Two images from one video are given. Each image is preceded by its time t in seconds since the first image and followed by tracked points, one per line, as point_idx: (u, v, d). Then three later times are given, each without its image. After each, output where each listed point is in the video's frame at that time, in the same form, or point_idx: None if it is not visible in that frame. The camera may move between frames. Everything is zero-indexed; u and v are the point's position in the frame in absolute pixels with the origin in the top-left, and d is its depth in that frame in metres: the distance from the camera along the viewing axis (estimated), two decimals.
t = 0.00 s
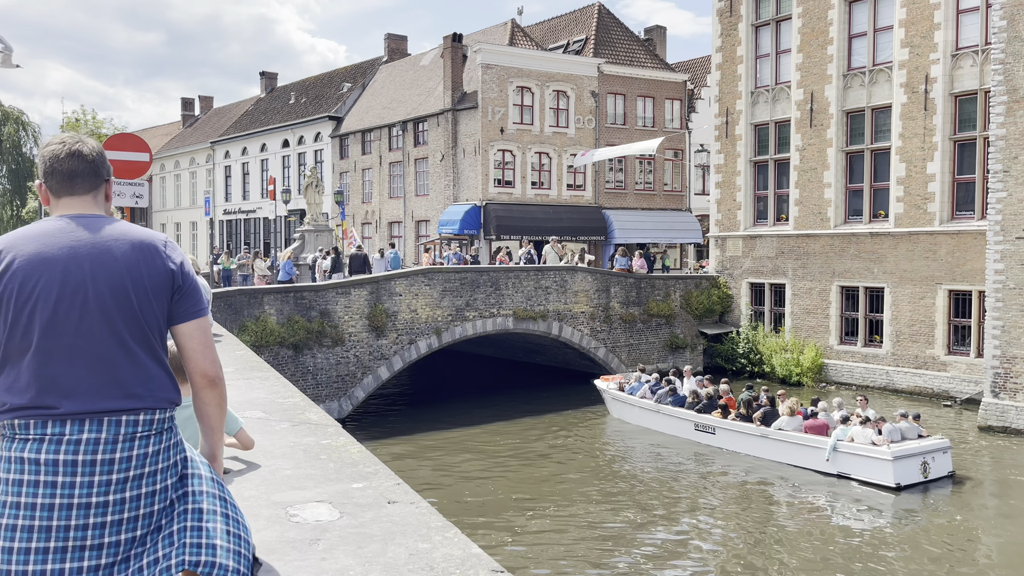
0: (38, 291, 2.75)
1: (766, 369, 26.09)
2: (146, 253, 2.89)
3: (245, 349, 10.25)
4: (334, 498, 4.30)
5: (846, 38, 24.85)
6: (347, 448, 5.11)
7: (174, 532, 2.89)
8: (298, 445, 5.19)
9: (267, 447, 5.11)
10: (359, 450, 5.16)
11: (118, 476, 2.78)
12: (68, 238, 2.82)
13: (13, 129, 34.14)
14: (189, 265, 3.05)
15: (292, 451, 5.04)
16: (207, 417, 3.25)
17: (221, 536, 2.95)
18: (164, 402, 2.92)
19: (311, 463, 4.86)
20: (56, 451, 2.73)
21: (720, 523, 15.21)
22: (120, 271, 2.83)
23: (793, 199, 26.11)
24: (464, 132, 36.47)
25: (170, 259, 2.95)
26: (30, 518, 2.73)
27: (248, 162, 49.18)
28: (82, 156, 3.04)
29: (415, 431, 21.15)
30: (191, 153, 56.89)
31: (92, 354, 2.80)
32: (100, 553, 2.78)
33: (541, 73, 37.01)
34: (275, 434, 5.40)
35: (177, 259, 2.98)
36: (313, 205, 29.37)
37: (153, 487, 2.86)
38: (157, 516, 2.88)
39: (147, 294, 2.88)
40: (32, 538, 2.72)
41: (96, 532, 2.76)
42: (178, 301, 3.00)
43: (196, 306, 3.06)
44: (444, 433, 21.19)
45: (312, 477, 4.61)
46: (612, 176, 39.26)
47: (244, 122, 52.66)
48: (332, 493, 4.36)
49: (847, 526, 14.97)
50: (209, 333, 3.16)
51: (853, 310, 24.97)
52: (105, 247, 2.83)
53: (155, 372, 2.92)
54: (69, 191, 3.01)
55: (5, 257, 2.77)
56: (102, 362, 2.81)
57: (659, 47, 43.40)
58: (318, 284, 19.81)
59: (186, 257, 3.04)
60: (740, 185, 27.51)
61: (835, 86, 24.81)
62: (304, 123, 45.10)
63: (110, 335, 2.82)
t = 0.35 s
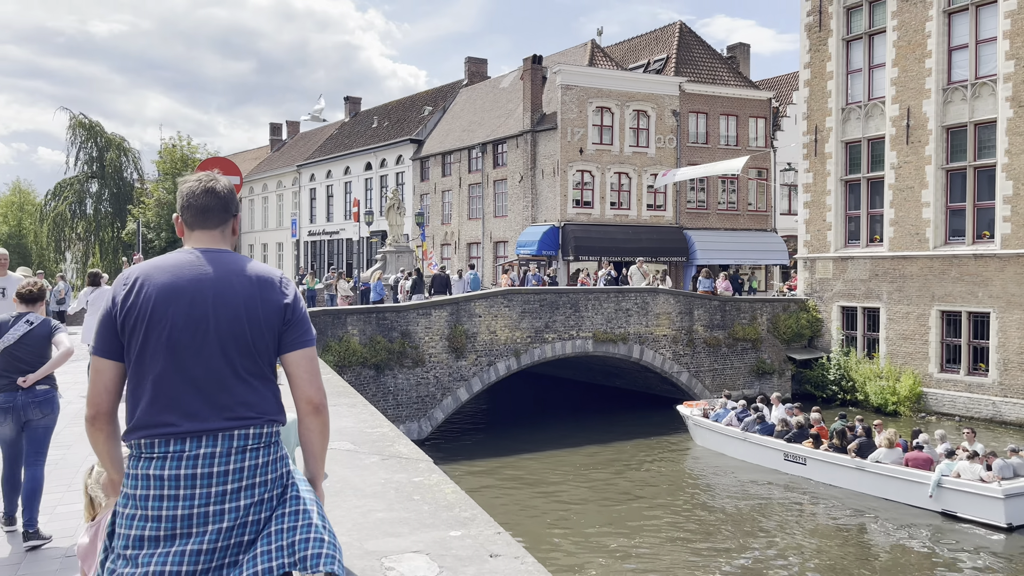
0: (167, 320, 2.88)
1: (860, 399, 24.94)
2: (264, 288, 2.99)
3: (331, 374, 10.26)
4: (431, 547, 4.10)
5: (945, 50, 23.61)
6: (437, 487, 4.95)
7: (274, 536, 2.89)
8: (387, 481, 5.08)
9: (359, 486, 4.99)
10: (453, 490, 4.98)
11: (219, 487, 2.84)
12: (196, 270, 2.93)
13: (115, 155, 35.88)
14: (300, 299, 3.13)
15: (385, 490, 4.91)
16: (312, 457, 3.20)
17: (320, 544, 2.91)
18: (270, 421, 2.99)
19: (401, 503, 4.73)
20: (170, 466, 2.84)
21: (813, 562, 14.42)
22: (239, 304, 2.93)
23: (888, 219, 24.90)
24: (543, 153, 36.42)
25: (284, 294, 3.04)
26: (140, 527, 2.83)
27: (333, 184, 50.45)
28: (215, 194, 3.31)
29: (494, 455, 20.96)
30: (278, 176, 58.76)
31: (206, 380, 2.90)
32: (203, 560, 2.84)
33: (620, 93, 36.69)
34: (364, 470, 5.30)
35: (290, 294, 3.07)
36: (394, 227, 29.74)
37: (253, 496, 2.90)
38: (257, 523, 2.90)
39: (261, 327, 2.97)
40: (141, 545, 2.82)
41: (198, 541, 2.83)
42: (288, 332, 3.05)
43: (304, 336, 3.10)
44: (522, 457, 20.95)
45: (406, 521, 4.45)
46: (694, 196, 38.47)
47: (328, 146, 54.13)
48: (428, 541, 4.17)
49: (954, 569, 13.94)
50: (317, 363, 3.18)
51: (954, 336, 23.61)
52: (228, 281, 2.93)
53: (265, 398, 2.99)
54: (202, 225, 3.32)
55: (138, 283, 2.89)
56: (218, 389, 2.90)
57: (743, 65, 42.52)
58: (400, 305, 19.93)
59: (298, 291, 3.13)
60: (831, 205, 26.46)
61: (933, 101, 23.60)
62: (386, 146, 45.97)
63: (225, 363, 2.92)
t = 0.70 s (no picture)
0: (284, 320, 2.86)
1: (963, 418, 23.35)
2: (376, 291, 2.95)
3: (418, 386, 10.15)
4: None
5: None
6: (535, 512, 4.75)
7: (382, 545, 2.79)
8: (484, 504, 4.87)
9: (465, 513, 4.75)
10: (564, 520, 4.69)
11: (328, 480, 2.77)
12: (313, 273, 2.92)
13: (207, 172, 37.24)
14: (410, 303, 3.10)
15: (492, 518, 4.66)
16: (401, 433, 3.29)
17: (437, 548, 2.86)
18: (376, 424, 2.91)
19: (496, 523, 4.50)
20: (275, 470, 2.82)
21: None
22: (351, 307, 2.88)
23: (994, 228, 23.33)
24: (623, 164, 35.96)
25: (393, 299, 3.00)
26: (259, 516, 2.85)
27: (413, 198, 51.16)
28: (326, 202, 3.39)
29: (577, 471, 20.58)
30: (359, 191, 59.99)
31: (316, 378, 2.85)
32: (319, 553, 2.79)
33: (703, 101, 35.93)
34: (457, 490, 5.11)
35: (400, 298, 3.03)
36: (473, 239, 29.75)
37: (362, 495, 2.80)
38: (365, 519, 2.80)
39: (373, 329, 2.93)
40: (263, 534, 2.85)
41: (317, 533, 2.78)
42: (399, 339, 3.03)
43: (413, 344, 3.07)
44: (605, 474, 20.49)
45: (519, 554, 4.17)
46: (780, 206, 37.31)
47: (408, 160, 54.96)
48: None
49: None
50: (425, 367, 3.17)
51: None
52: (341, 283, 2.90)
53: (374, 400, 2.94)
54: (317, 233, 3.37)
55: (261, 284, 2.93)
56: (328, 387, 2.85)
57: (831, 70, 41.13)
58: (481, 317, 19.82)
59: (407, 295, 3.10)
60: (929, 214, 25.12)
61: None
62: (465, 160, 46.33)
63: (334, 362, 2.87)
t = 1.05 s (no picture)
0: (363, 334, 3.01)
1: None
2: (445, 300, 3.10)
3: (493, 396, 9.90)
4: None
5: None
6: (638, 524, 4.19)
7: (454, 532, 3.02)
8: (578, 510, 4.41)
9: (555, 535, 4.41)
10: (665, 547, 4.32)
11: (412, 484, 2.99)
12: (387, 287, 3.05)
13: (279, 181, 38.03)
14: (474, 306, 3.24)
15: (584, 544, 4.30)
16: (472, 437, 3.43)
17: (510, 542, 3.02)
18: (452, 431, 3.09)
19: (596, 532, 4.03)
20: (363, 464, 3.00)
21: None
22: (426, 319, 3.04)
23: None
24: (692, 166, 35.22)
25: (461, 306, 3.15)
26: (341, 517, 3.01)
27: (479, 204, 51.28)
28: (391, 217, 3.50)
29: (650, 481, 20.04)
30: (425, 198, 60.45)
31: (395, 387, 3.02)
32: (402, 551, 2.99)
33: (776, 101, 34.94)
34: (544, 501, 4.62)
35: (467, 304, 3.18)
36: (540, 244, 29.48)
37: (436, 497, 3.02)
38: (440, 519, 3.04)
39: (446, 337, 3.08)
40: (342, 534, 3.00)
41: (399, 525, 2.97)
42: (469, 342, 3.19)
43: (481, 346, 3.23)
44: (678, 485, 19.90)
45: None
46: (858, 208, 35.94)
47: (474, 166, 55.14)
48: None
49: None
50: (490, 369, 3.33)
51: None
52: (413, 297, 3.04)
53: (449, 405, 3.10)
54: (384, 247, 3.48)
55: (339, 301, 3.06)
56: (407, 395, 3.02)
57: (911, 66, 39.52)
58: (550, 323, 19.53)
59: (472, 301, 3.26)
60: None
61: None
62: (530, 165, 46.20)
63: (410, 373, 3.03)
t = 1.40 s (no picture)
0: (410, 332, 2.93)
1: None
2: (490, 296, 2.99)
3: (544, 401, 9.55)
4: None
5: None
6: (713, 551, 3.83)
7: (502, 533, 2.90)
8: (644, 534, 4.07)
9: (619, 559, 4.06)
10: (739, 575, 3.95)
11: (454, 479, 2.90)
12: (434, 285, 2.96)
13: (323, 185, 38.24)
14: (520, 303, 3.12)
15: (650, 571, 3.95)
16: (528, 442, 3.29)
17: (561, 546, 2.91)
18: (500, 429, 3.00)
19: (667, 560, 3.66)
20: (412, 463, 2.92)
21: None
22: (470, 316, 2.94)
23: None
24: (740, 164, 34.45)
25: (507, 301, 3.03)
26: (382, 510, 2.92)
27: (522, 206, 51.03)
28: (441, 221, 3.51)
29: (699, 488, 19.51)
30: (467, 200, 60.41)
31: (438, 383, 2.92)
32: (447, 547, 2.90)
33: (827, 96, 33.99)
34: (609, 522, 4.27)
35: (513, 301, 3.06)
36: (584, 246, 29.03)
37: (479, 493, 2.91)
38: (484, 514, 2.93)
39: (491, 333, 2.97)
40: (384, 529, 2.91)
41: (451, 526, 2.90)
42: (515, 339, 3.05)
43: (529, 343, 3.09)
44: (730, 492, 19.32)
45: None
46: (914, 206, 34.76)
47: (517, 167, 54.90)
48: None
49: None
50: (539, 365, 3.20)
51: None
52: (458, 294, 2.95)
53: (495, 403, 2.99)
54: (433, 249, 3.51)
55: (385, 298, 2.97)
56: (452, 392, 2.93)
57: (969, 58, 38.18)
58: (595, 326, 19.11)
59: (518, 297, 3.13)
60: None
61: None
62: (573, 165, 45.79)
63: (453, 370, 2.92)
